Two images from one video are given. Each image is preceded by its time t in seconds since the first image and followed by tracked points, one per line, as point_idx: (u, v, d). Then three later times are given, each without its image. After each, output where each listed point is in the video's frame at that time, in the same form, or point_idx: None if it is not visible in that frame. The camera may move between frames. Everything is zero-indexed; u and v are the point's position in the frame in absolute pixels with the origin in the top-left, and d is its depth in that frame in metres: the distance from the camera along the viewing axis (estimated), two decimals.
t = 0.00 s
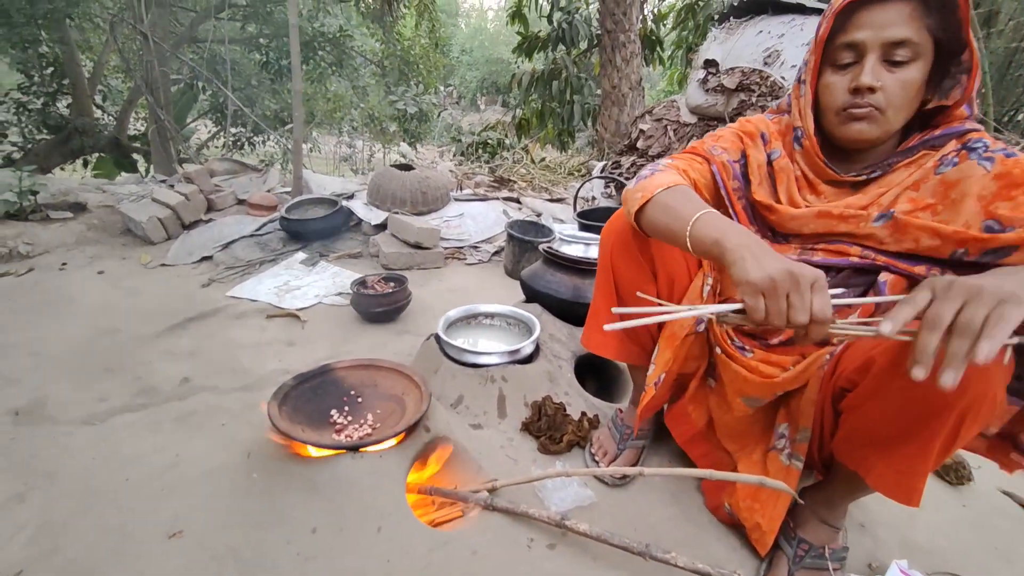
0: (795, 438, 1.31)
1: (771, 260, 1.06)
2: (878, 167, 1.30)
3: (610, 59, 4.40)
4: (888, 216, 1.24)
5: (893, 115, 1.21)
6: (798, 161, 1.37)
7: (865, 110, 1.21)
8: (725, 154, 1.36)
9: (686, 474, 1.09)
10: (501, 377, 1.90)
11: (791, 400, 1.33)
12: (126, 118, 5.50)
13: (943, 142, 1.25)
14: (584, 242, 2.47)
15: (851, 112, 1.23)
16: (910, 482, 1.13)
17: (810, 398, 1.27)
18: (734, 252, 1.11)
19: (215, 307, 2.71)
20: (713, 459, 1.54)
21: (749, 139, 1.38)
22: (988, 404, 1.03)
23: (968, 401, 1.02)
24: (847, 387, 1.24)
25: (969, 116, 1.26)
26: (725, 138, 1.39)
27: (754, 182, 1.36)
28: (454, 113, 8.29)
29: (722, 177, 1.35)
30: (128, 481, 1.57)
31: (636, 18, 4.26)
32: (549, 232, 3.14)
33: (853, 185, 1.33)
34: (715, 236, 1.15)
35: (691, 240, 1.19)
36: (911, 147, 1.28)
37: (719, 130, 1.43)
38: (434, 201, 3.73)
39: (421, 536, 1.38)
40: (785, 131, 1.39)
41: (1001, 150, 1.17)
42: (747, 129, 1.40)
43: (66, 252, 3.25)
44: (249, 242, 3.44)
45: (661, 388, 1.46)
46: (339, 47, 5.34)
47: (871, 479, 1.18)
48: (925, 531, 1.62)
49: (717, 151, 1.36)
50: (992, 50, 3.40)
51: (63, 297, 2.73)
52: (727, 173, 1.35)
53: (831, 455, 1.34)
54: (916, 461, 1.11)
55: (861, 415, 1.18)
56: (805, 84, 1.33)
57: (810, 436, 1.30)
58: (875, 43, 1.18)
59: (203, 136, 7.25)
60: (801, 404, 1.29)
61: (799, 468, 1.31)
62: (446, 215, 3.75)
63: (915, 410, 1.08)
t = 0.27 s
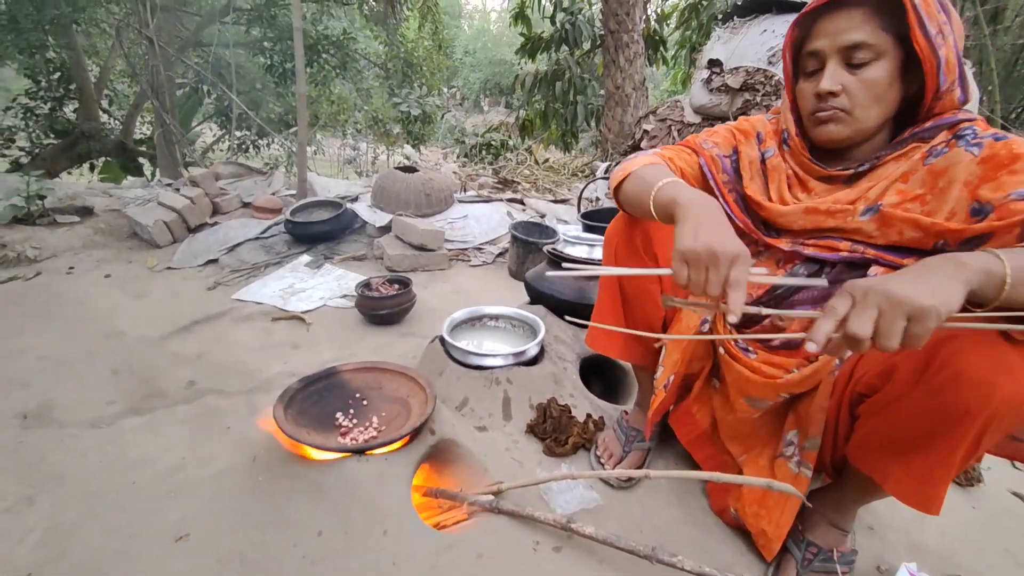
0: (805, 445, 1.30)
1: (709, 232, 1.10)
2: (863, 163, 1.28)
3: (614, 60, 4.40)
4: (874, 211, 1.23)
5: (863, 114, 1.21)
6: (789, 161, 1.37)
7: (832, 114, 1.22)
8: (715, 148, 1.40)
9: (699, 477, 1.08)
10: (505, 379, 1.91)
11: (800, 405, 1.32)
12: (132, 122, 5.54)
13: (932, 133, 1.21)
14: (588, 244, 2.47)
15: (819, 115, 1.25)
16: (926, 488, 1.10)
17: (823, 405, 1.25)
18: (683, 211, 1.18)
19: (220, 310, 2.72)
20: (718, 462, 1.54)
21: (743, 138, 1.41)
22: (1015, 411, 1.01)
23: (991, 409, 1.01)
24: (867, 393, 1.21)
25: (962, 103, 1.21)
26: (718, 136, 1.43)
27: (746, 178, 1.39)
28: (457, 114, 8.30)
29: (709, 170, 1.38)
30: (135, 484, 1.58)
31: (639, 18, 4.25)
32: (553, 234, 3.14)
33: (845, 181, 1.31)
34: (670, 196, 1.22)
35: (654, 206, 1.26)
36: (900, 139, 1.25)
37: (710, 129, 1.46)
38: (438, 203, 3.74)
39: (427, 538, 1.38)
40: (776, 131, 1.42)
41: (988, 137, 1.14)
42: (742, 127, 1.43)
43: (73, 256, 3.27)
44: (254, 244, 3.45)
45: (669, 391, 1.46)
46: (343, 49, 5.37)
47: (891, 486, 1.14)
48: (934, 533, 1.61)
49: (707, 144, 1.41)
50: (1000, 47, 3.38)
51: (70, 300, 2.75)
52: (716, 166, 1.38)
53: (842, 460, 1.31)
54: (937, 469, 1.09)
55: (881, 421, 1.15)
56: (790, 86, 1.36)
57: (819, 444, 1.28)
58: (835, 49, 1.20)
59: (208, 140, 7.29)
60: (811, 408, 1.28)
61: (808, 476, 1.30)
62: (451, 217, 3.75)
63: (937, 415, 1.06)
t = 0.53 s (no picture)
0: (817, 451, 1.29)
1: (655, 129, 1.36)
2: (839, 159, 1.31)
3: (619, 60, 4.38)
4: (842, 205, 1.25)
5: (833, 118, 1.26)
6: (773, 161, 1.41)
7: (804, 119, 1.27)
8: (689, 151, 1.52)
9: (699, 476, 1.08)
10: (511, 379, 1.91)
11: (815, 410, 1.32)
12: (141, 126, 5.59)
13: (909, 124, 1.23)
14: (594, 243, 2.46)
15: (793, 121, 1.30)
16: (951, 493, 1.11)
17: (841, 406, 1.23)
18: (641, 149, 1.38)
19: (228, 311, 2.74)
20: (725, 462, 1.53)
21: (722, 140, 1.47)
22: None
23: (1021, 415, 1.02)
24: (892, 395, 1.17)
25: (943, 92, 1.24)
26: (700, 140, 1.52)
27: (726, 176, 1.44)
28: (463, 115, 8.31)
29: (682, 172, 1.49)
30: (144, 483, 1.59)
31: (644, 18, 4.24)
32: (559, 234, 3.14)
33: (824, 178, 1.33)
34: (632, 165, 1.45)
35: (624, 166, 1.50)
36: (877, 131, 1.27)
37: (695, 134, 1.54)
38: (444, 204, 3.74)
39: (434, 538, 1.38)
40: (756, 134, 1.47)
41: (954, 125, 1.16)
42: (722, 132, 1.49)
43: (83, 258, 3.30)
44: (261, 246, 3.48)
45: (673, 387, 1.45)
46: (349, 51, 5.42)
47: (916, 490, 1.13)
48: (946, 534, 1.60)
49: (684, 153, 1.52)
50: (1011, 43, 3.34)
51: (80, 302, 2.78)
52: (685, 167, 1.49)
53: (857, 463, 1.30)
54: (965, 473, 1.09)
55: (905, 426, 1.13)
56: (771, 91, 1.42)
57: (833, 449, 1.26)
58: (802, 58, 1.25)
59: (216, 142, 7.34)
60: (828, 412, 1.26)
61: (819, 482, 1.28)
62: (456, 217, 3.76)
63: (965, 419, 1.06)
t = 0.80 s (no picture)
0: (816, 454, 1.28)
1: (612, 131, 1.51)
2: (806, 161, 1.33)
3: (625, 59, 4.36)
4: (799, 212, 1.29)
5: (796, 122, 1.27)
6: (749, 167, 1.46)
7: (767, 124, 1.30)
8: (671, 168, 1.62)
9: (685, 474, 1.08)
10: (518, 380, 1.91)
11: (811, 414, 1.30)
12: (152, 130, 5.66)
13: (873, 123, 1.22)
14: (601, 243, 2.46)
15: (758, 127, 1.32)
16: (941, 497, 1.13)
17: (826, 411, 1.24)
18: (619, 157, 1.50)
19: (238, 313, 2.76)
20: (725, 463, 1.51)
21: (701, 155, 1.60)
22: None
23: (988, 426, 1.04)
24: (879, 399, 1.18)
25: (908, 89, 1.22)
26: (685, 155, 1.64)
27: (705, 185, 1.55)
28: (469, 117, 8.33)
29: (663, 185, 1.61)
30: (156, 483, 1.61)
31: (650, 17, 4.23)
32: (565, 234, 3.14)
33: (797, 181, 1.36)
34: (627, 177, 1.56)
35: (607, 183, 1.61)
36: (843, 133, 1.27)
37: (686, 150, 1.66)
38: (451, 205, 3.76)
39: (442, 538, 1.39)
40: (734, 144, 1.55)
41: (906, 131, 1.15)
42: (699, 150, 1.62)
43: (96, 261, 3.35)
44: (270, 248, 3.51)
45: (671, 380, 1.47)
46: (355, 54, 5.53)
47: (908, 491, 1.17)
48: (960, 536, 1.58)
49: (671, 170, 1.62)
50: None
51: (93, 304, 2.82)
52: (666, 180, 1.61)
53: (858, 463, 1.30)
54: (950, 477, 1.11)
55: (894, 430, 1.15)
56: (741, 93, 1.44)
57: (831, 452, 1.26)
58: (762, 64, 1.26)
59: (225, 146, 7.42)
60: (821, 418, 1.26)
61: (821, 485, 1.28)
62: (463, 218, 3.77)
63: (941, 425, 1.10)
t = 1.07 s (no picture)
0: (792, 459, 1.30)
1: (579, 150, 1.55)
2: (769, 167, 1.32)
3: (631, 58, 4.35)
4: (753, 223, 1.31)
5: (756, 126, 1.26)
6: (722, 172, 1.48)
7: (730, 130, 1.29)
8: (659, 173, 1.69)
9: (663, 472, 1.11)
10: (525, 380, 1.91)
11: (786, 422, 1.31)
12: (162, 133, 5.71)
13: (829, 131, 1.20)
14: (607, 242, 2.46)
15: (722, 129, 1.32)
16: (911, 503, 1.18)
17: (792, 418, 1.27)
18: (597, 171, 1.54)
19: (246, 314, 2.78)
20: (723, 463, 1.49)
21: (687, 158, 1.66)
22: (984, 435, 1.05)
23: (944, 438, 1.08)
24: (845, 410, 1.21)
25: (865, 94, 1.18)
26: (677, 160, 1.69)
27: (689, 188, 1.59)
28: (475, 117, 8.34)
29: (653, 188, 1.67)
30: (166, 483, 1.63)
31: (656, 15, 4.22)
32: (572, 234, 3.13)
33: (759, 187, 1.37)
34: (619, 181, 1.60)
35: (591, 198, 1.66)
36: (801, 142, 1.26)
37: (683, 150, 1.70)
38: (457, 205, 3.77)
39: (450, 538, 1.39)
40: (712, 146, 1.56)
41: (849, 149, 1.14)
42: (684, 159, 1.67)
43: (107, 263, 3.39)
44: (278, 250, 3.53)
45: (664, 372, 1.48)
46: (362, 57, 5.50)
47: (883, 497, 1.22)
48: (974, 537, 1.56)
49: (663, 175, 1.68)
50: None
51: (104, 306, 2.85)
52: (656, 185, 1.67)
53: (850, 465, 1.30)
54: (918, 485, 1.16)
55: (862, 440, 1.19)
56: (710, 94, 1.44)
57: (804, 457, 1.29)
58: (721, 70, 1.26)
59: (234, 149, 7.48)
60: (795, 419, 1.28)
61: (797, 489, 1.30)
62: (469, 219, 3.78)
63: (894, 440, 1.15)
